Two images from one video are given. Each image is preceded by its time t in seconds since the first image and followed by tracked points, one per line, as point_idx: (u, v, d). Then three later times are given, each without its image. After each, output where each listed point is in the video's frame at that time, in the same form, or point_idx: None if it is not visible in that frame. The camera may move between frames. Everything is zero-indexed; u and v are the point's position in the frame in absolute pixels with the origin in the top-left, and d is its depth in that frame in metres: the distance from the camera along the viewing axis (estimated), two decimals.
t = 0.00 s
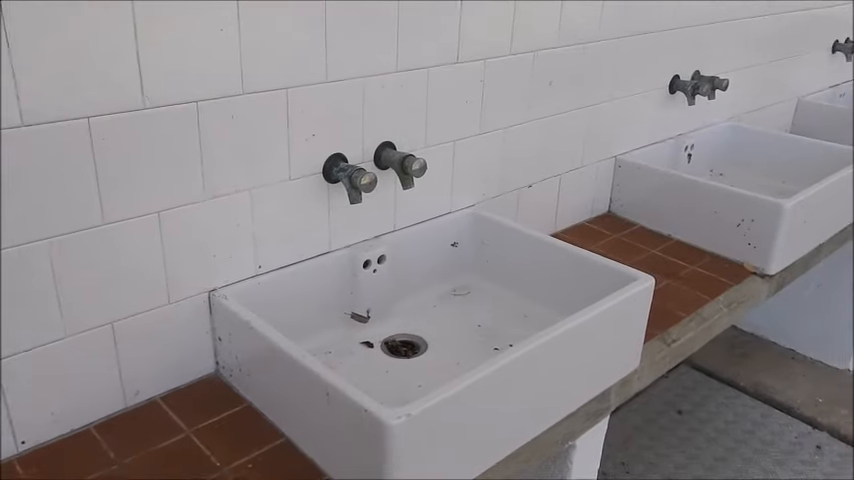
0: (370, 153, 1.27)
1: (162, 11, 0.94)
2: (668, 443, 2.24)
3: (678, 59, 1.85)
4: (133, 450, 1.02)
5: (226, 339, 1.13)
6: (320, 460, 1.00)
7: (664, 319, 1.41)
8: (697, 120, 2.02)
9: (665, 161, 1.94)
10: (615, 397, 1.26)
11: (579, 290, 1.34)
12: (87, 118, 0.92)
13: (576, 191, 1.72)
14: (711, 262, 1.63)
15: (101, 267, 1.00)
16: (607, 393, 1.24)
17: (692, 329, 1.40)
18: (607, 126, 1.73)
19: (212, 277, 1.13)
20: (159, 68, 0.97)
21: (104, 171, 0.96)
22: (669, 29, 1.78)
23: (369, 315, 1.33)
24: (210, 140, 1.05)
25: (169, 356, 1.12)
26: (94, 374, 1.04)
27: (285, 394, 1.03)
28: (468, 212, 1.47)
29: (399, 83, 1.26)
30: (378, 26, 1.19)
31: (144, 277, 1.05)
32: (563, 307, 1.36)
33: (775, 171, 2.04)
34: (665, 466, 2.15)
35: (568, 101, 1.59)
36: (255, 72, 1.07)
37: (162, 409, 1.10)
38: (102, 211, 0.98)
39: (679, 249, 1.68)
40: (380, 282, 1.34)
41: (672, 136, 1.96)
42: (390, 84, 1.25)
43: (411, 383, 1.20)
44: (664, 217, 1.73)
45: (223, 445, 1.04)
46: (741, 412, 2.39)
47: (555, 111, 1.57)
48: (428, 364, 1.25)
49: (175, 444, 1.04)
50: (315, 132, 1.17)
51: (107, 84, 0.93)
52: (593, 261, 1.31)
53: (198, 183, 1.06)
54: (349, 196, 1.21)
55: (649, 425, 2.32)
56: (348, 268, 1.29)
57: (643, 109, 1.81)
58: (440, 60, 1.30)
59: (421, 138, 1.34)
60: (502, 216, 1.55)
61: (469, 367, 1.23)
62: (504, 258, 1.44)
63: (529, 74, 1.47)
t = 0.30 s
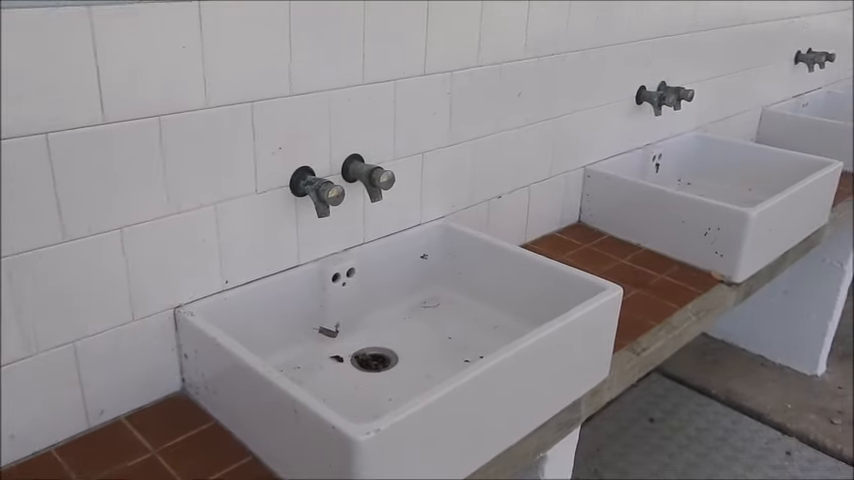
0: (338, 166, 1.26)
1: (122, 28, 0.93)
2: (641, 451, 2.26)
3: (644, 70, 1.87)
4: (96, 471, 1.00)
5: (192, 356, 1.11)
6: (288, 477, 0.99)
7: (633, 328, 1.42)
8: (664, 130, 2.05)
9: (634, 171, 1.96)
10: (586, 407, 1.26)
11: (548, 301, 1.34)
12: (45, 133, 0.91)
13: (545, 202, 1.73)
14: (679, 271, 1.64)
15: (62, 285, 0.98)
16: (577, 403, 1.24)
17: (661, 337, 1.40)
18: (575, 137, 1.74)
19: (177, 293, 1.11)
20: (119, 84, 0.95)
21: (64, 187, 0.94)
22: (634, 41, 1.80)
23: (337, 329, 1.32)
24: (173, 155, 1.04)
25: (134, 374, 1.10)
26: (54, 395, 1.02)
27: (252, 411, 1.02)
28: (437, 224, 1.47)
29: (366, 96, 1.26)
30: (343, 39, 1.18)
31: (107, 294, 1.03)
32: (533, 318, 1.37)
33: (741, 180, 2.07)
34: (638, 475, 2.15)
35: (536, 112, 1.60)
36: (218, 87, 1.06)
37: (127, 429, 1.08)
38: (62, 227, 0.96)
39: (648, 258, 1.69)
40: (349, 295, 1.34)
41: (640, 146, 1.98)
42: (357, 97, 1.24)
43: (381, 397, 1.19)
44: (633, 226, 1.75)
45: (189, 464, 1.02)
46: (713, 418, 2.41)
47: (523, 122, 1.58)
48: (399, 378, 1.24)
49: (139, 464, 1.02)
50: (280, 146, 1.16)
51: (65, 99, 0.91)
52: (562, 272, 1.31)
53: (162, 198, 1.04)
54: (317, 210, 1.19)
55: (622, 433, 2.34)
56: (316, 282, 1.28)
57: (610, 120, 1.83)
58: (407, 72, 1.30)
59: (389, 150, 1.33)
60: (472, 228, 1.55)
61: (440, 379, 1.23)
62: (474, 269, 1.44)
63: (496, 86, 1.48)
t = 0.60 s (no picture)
0: (308, 176, 1.25)
1: (83, 38, 0.92)
2: (617, 456, 2.26)
3: (614, 77, 1.89)
4: None
5: (159, 370, 1.10)
6: None
7: (605, 334, 1.43)
8: (635, 137, 2.06)
9: (605, 177, 1.98)
10: (559, 414, 1.26)
11: (521, 308, 1.34)
12: (4, 146, 0.89)
13: (518, 209, 1.73)
14: (650, 276, 1.65)
15: (24, 300, 0.96)
16: (550, 411, 1.24)
17: (633, 343, 1.41)
18: (547, 144, 1.74)
19: (144, 306, 1.09)
20: (82, 95, 0.94)
21: (25, 200, 0.92)
22: (604, 48, 1.81)
23: (308, 341, 1.31)
24: (138, 166, 1.02)
25: (100, 389, 1.08)
26: (17, 413, 0.99)
27: (221, 425, 1.00)
28: (409, 232, 1.47)
29: (336, 104, 1.25)
30: (312, 48, 1.18)
31: (71, 309, 1.01)
32: (505, 326, 1.37)
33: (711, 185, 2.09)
34: None
35: (507, 119, 1.60)
36: (184, 97, 1.04)
37: (93, 445, 1.06)
38: (23, 242, 0.94)
39: (620, 264, 1.70)
40: (320, 306, 1.33)
41: (611, 152, 1.99)
42: (327, 106, 1.24)
43: (354, 407, 1.19)
44: (605, 233, 1.76)
45: None
46: (687, 422, 2.43)
47: (494, 130, 1.58)
48: (371, 388, 1.24)
49: None
50: (249, 156, 1.15)
51: (25, 111, 0.89)
52: (533, 280, 1.31)
53: (127, 210, 1.03)
54: (287, 221, 1.19)
55: (598, 439, 2.34)
56: (287, 293, 1.27)
57: (581, 127, 1.84)
58: (377, 81, 1.30)
59: (359, 159, 1.33)
60: (444, 236, 1.55)
61: (413, 389, 1.23)
62: (447, 277, 1.44)
63: (467, 94, 1.48)
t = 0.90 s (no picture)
0: (285, 188, 1.25)
1: (54, 49, 0.91)
2: (599, 464, 2.27)
3: (592, 87, 1.90)
4: None
5: (135, 385, 1.08)
6: None
7: (585, 343, 1.43)
8: (613, 146, 2.08)
9: (584, 186, 1.99)
10: (540, 424, 1.26)
11: (500, 319, 1.34)
12: None
13: (497, 218, 1.73)
14: (630, 285, 1.66)
15: None
16: (531, 421, 1.24)
17: (613, 352, 1.41)
18: (525, 154, 1.75)
19: (119, 321, 1.08)
20: (53, 107, 0.92)
21: None
22: (581, 58, 1.82)
23: (286, 354, 1.30)
24: (112, 179, 1.01)
25: (74, 407, 1.06)
26: None
27: (198, 441, 0.99)
28: (388, 243, 1.46)
29: (313, 116, 1.24)
30: (288, 59, 1.17)
31: (43, 325, 0.99)
32: (485, 336, 1.37)
33: (689, 193, 2.11)
34: None
35: (485, 129, 1.60)
36: (157, 110, 1.03)
37: (66, 463, 1.04)
38: None
39: (600, 273, 1.71)
40: (299, 318, 1.32)
41: (589, 162, 2.00)
42: (304, 118, 1.23)
43: (333, 420, 1.18)
44: (584, 242, 1.76)
45: None
46: (668, 429, 2.44)
47: (472, 140, 1.58)
48: (351, 401, 1.23)
49: None
50: (225, 169, 1.14)
51: None
52: (512, 290, 1.31)
53: (100, 224, 1.01)
54: (263, 232, 1.18)
55: (580, 447, 2.34)
56: (265, 306, 1.26)
57: (559, 136, 1.85)
58: (354, 93, 1.30)
59: (337, 170, 1.32)
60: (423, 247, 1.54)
61: (392, 402, 1.22)
62: (427, 288, 1.43)
63: (444, 104, 1.48)
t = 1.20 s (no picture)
0: (262, 200, 1.24)
1: (24, 63, 0.89)
2: (581, 472, 2.27)
3: (569, 97, 1.91)
4: None
5: (109, 402, 1.06)
6: None
7: (564, 353, 1.43)
8: (591, 155, 2.09)
9: (562, 196, 1.99)
10: (520, 435, 1.25)
11: (480, 329, 1.34)
12: None
13: (476, 228, 1.73)
14: (609, 293, 1.67)
15: None
16: (511, 432, 1.23)
17: (592, 361, 1.41)
18: (503, 164, 1.75)
19: (92, 338, 1.06)
20: (23, 121, 0.91)
21: None
22: (558, 69, 1.83)
23: (263, 369, 1.30)
24: (84, 194, 1.00)
25: (46, 425, 1.04)
26: None
27: (173, 459, 0.97)
28: (367, 254, 1.46)
29: (289, 128, 1.24)
30: (263, 71, 1.17)
31: (13, 342, 0.97)
32: (464, 348, 1.36)
33: (667, 201, 2.13)
34: None
35: (463, 140, 1.61)
36: (130, 123, 1.02)
37: None
38: None
39: (578, 282, 1.71)
40: (276, 331, 1.31)
41: (567, 171, 2.01)
42: (280, 130, 1.23)
43: (311, 435, 1.17)
44: (562, 251, 1.77)
45: None
46: (649, 436, 2.44)
47: (450, 151, 1.58)
48: (329, 415, 1.22)
49: None
50: (200, 182, 1.13)
51: None
52: (491, 300, 1.31)
53: (72, 239, 1.00)
54: (240, 245, 1.17)
55: (562, 456, 2.34)
56: (242, 320, 1.25)
57: (538, 146, 1.86)
58: (330, 104, 1.29)
59: (315, 182, 1.32)
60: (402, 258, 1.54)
61: (371, 415, 1.21)
62: (406, 300, 1.43)
63: (422, 115, 1.48)
